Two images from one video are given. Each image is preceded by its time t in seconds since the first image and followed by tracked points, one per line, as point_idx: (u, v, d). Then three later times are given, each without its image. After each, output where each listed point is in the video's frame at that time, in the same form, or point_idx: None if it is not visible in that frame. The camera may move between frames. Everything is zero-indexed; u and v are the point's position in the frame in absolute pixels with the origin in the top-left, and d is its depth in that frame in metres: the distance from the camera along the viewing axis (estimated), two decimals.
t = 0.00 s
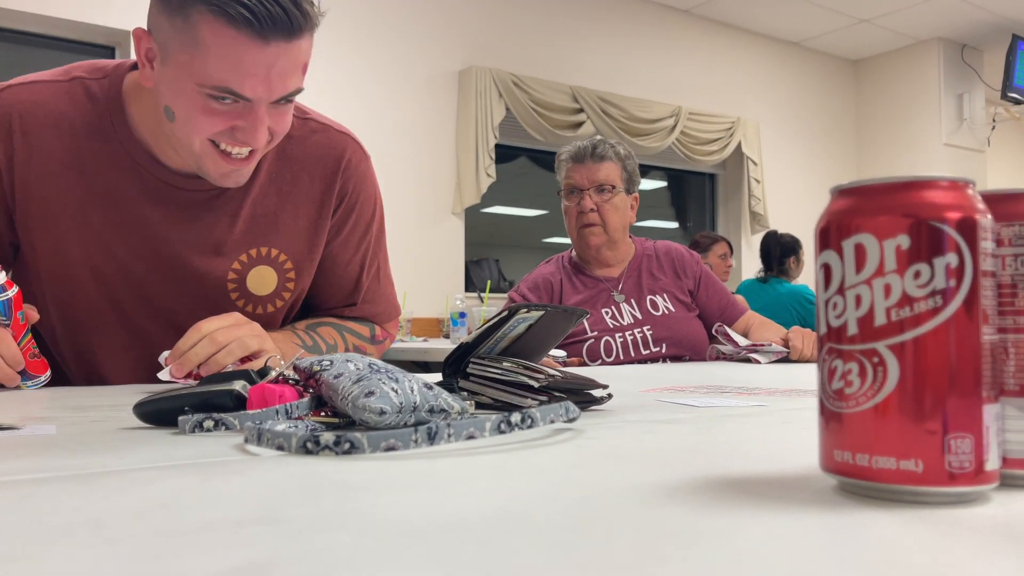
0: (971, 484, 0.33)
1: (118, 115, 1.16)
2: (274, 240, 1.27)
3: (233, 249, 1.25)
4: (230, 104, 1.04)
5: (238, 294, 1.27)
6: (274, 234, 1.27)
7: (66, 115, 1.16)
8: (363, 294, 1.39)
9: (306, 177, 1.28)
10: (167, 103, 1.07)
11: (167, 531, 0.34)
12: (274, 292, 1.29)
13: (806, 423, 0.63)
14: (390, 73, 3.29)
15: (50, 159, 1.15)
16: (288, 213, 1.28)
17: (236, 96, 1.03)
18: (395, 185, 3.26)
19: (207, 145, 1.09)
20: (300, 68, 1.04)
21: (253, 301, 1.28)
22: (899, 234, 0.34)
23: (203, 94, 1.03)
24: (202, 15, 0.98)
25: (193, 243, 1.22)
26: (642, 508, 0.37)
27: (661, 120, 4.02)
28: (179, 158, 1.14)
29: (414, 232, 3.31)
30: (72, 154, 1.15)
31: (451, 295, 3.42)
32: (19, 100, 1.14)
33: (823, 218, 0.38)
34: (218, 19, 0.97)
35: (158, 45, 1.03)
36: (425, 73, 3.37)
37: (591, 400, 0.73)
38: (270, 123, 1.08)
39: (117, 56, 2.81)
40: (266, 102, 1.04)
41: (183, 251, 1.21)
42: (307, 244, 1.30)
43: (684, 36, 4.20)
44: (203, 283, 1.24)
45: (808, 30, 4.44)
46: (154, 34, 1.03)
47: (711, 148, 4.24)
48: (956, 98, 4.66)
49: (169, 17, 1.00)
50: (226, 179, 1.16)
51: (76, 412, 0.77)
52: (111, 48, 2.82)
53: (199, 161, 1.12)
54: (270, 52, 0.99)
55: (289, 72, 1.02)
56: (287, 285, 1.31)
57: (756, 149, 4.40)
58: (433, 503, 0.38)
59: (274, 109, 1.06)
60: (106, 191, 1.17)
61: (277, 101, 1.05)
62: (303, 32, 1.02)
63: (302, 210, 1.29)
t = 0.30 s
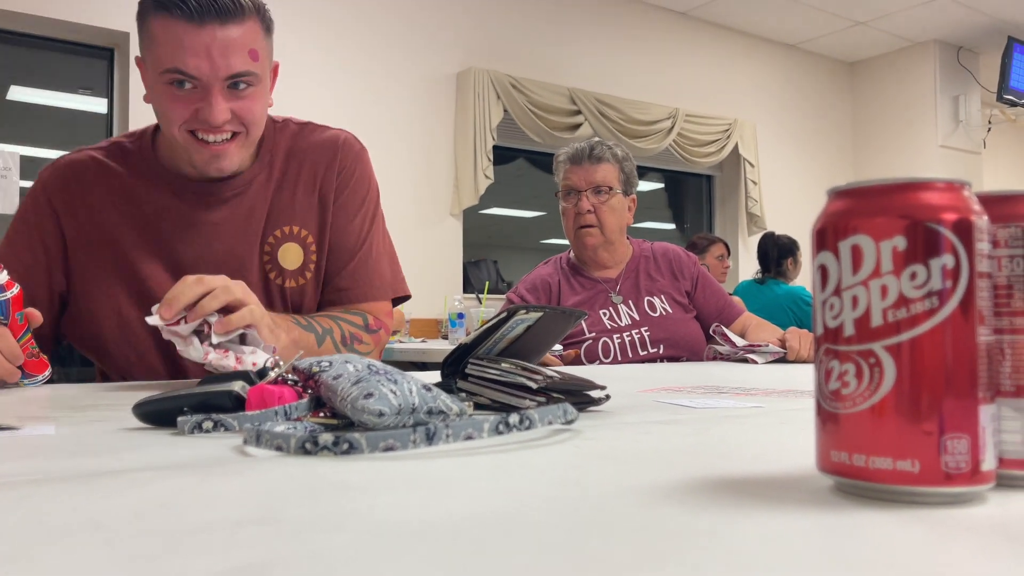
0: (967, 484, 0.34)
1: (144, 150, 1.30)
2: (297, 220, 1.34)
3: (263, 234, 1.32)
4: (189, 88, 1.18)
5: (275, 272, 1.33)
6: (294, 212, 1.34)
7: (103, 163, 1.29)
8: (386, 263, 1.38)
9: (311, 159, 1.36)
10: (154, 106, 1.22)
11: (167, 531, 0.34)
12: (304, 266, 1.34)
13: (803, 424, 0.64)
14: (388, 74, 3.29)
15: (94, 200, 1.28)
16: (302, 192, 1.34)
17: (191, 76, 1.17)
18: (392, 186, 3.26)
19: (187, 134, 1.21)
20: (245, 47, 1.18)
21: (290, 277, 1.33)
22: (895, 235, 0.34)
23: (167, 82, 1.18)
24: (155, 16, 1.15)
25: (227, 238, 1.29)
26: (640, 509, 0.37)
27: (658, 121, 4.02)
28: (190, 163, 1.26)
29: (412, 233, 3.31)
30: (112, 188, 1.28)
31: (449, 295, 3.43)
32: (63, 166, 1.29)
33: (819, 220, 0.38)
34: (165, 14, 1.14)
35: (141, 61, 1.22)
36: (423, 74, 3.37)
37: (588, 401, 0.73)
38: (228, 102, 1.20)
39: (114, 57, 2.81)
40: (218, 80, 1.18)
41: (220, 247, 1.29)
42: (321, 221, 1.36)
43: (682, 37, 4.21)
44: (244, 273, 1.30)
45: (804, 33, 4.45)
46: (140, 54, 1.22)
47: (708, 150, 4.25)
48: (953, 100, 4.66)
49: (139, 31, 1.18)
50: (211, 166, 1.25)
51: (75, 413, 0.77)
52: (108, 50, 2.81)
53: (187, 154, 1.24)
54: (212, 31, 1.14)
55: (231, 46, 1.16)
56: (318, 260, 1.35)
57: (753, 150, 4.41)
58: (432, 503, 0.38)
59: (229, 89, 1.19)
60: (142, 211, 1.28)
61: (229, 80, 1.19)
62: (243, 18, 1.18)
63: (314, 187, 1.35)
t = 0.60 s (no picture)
0: (967, 485, 0.33)
1: (169, 170, 1.48)
2: (308, 215, 1.49)
3: (280, 226, 1.47)
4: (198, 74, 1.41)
5: (292, 258, 1.46)
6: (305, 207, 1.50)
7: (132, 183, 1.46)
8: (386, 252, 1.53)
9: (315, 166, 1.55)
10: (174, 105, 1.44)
11: (166, 532, 0.34)
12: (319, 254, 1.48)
13: (803, 425, 0.64)
14: (388, 73, 3.29)
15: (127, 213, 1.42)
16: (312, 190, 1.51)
17: (200, 62, 1.40)
18: (392, 186, 3.26)
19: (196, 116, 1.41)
20: (244, 40, 1.42)
21: (307, 262, 1.47)
22: (895, 235, 0.34)
23: (182, 72, 1.41)
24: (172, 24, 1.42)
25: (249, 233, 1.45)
26: (639, 509, 0.37)
27: (658, 121, 4.02)
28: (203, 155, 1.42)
29: (411, 232, 3.31)
30: (144, 202, 1.43)
31: (448, 295, 3.43)
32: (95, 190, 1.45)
33: (819, 220, 0.38)
34: (180, 16, 1.40)
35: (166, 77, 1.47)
36: (424, 73, 3.37)
37: (588, 402, 0.73)
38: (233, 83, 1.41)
39: (112, 56, 2.80)
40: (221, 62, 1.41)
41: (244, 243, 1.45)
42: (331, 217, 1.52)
43: (682, 36, 4.21)
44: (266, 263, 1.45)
45: (804, 32, 4.44)
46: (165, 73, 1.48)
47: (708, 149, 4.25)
48: (954, 100, 4.66)
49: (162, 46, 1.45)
50: (217, 142, 1.40)
51: (73, 412, 0.77)
52: (106, 48, 2.81)
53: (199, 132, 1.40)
54: (216, 23, 1.39)
55: (233, 36, 1.40)
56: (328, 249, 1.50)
57: (753, 150, 4.41)
58: (431, 504, 0.38)
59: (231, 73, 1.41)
60: (172, 219, 1.43)
61: (231, 64, 1.41)
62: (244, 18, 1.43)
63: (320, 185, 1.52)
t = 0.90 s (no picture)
0: (966, 483, 0.34)
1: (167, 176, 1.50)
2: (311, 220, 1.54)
3: (286, 231, 1.51)
4: (203, 75, 1.47)
5: (298, 262, 1.50)
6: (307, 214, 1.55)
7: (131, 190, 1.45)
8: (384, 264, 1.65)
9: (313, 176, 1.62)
10: (177, 107, 1.50)
11: (165, 531, 0.34)
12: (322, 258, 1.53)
13: (802, 422, 0.64)
14: (388, 73, 3.28)
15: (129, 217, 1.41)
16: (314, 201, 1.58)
17: (206, 66, 1.47)
18: (391, 185, 3.26)
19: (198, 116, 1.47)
20: (246, 47, 1.50)
21: (312, 264, 1.51)
22: (894, 234, 0.34)
23: (187, 75, 1.47)
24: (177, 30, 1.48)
25: (255, 238, 1.48)
26: (639, 508, 0.37)
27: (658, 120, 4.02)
28: (205, 156, 1.47)
29: (411, 231, 3.31)
30: (146, 207, 1.43)
31: (448, 294, 3.43)
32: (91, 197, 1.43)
33: (820, 218, 0.38)
34: (187, 23, 1.47)
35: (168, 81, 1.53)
36: (424, 72, 3.37)
37: (587, 400, 0.73)
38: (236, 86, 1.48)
39: (113, 55, 2.80)
40: (224, 65, 1.48)
41: (249, 247, 1.47)
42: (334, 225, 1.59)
43: (681, 36, 4.21)
44: (273, 266, 1.48)
45: (804, 31, 4.44)
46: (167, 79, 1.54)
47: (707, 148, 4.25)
48: (952, 99, 4.67)
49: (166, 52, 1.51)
50: (219, 138, 1.46)
51: (74, 411, 0.77)
52: (107, 48, 2.80)
53: (203, 132, 1.46)
54: (220, 30, 1.47)
55: (236, 43, 1.48)
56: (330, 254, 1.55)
57: (753, 149, 4.41)
58: (430, 502, 0.38)
59: (234, 76, 1.48)
60: (175, 224, 1.43)
61: (234, 68, 1.48)
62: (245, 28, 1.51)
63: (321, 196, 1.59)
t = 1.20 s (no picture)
0: (965, 481, 0.34)
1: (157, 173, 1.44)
2: (310, 226, 1.51)
3: (283, 239, 1.48)
4: (208, 71, 1.40)
5: (295, 271, 1.48)
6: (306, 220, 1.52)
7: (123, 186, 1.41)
8: (385, 269, 1.63)
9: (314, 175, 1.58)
10: (174, 97, 1.42)
11: (165, 529, 0.33)
12: (321, 267, 1.51)
13: (803, 420, 0.64)
14: (388, 71, 3.28)
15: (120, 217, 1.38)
16: (313, 205, 1.54)
17: (212, 61, 1.39)
18: (391, 183, 3.26)
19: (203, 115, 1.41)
20: (255, 38, 1.41)
21: (311, 276, 1.49)
22: (894, 231, 0.34)
23: (190, 68, 1.39)
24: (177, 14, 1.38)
25: (250, 243, 1.45)
26: (638, 506, 0.37)
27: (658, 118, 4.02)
28: (202, 155, 1.42)
29: (411, 229, 3.31)
30: (139, 206, 1.40)
31: (448, 292, 3.43)
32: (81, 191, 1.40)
33: (820, 216, 0.38)
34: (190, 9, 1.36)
35: (161, 63, 1.43)
36: (423, 70, 3.37)
37: (588, 398, 0.73)
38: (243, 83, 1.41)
39: (113, 53, 2.79)
40: (231, 60, 1.40)
41: (244, 252, 1.44)
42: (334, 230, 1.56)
43: (681, 33, 4.21)
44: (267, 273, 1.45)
45: (804, 29, 4.44)
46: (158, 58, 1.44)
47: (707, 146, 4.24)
48: (952, 97, 4.66)
49: (161, 32, 1.40)
50: (227, 142, 1.41)
51: (75, 409, 0.77)
52: (107, 46, 2.80)
53: (207, 133, 1.41)
54: (226, 19, 1.37)
55: (246, 35, 1.39)
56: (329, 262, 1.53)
57: (752, 147, 4.41)
58: (429, 500, 0.38)
59: (242, 71, 1.41)
60: (168, 232, 1.40)
61: (242, 63, 1.41)
62: (251, 14, 1.41)
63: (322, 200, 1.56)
